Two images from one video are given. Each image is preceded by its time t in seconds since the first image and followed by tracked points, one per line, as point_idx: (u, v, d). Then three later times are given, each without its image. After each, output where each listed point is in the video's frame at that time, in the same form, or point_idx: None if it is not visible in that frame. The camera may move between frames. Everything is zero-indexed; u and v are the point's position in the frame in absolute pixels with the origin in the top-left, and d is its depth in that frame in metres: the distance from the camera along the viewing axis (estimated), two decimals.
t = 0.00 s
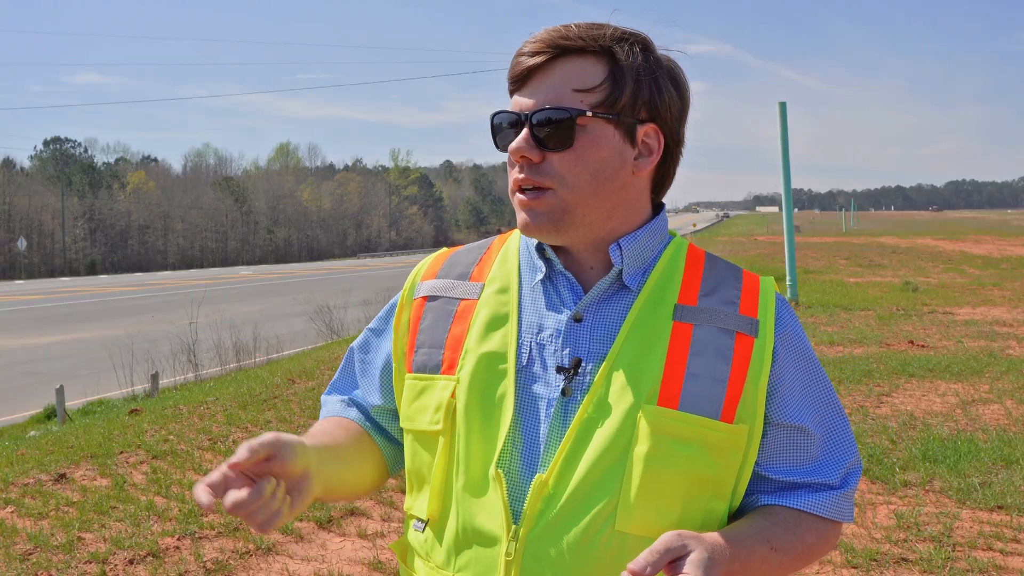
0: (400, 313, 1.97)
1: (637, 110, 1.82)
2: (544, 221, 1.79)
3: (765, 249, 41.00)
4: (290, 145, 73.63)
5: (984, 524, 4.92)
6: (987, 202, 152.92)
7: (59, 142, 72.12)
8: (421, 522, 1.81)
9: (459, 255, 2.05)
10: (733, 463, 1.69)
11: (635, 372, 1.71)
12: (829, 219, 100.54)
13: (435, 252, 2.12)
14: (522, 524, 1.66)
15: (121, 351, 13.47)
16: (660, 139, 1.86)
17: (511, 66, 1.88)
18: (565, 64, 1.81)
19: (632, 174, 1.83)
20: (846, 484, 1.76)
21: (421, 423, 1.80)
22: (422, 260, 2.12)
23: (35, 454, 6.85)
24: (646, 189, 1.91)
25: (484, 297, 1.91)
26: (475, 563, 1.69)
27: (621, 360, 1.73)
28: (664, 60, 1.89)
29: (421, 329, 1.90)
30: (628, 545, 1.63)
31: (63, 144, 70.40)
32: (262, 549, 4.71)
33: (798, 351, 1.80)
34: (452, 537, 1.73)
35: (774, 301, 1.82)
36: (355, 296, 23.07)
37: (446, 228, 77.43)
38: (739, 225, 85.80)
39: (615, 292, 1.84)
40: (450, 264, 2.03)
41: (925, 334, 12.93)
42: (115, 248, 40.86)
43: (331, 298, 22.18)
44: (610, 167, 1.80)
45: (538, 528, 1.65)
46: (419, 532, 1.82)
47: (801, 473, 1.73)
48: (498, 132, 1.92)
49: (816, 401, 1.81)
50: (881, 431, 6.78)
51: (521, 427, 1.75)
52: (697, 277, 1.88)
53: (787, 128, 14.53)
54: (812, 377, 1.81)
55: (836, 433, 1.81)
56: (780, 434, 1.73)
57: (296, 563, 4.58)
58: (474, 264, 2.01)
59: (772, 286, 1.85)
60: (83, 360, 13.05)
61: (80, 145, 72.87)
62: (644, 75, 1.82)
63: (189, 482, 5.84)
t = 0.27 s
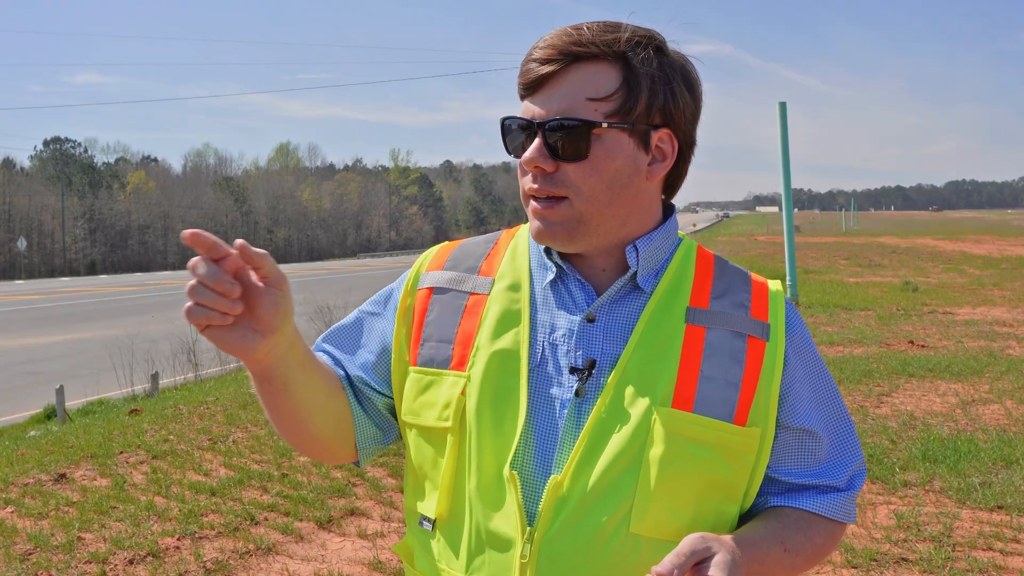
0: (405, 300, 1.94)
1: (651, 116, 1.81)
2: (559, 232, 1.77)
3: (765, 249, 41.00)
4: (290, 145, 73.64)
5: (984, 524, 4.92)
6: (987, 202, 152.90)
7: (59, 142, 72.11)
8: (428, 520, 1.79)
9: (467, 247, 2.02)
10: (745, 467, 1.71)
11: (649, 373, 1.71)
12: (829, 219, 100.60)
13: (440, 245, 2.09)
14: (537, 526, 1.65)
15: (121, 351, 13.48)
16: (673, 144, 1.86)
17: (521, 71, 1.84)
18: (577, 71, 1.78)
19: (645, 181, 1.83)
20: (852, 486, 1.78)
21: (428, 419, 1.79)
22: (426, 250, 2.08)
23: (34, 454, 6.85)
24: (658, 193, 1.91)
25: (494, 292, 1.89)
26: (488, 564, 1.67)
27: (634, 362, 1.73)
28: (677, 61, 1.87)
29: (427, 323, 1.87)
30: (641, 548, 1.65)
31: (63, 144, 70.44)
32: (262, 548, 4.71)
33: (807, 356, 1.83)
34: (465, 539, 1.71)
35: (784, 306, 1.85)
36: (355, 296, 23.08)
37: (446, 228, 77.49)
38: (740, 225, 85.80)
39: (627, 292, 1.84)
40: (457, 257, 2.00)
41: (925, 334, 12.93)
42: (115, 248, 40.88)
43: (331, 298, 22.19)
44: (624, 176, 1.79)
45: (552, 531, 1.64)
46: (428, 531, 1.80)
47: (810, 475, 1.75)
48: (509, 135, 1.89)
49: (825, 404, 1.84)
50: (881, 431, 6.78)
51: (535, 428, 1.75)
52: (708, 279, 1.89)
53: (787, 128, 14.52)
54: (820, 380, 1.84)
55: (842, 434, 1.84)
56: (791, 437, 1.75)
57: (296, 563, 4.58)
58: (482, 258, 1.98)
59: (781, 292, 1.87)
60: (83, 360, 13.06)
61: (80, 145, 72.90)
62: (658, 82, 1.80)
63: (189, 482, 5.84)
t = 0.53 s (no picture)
0: (418, 310, 1.95)
1: (672, 119, 1.81)
2: (583, 241, 1.76)
3: (765, 249, 41.02)
4: (290, 145, 73.66)
5: (984, 524, 4.92)
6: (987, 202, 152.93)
7: (59, 142, 72.08)
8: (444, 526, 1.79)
9: (478, 251, 2.03)
10: (759, 472, 1.68)
11: (662, 379, 1.70)
12: (829, 219, 100.67)
13: (449, 249, 2.10)
14: (548, 531, 1.64)
15: (121, 351, 13.49)
16: (691, 147, 1.87)
17: (540, 77, 1.82)
18: (598, 76, 1.76)
19: (665, 185, 1.83)
20: (866, 489, 1.76)
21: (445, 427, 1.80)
22: (438, 255, 2.09)
23: (34, 454, 6.85)
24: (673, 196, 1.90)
25: (506, 298, 1.89)
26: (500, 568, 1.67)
27: (647, 368, 1.71)
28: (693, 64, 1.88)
29: (440, 330, 1.88)
30: (653, 553, 1.62)
31: (63, 144, 70.46)
32: (261, 548, 4.71)
33: (821, 359, 1.81)
34: (477, 544, 1.71)
35: (798, 308, 1.82)
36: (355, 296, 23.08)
37: (446, 228, 77.53)
38: (739, 225, 85.81)
39: (641, 296, 1.82)
40: (469, 262, 2.00)
41: (925, 334, 12.93)
42: (115, 248, 40.91)
43: (331, 298, 22.20)
44: (648, 181, 1.78)
45: (563, 537, 1.63)
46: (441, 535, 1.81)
47: (823, 479, 1.73)
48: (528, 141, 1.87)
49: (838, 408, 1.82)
50: (880, 431, 6.78)
51: (548, 434, 1.74)
52: (721, 282, 1.87)
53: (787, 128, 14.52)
54: (834, 384, 1.81)
55: (855, 437, 1.81)
56: (804, 442, 1.73)
57: (296, 563, 4.58)
58: (493, 262, 1.99)
59: (795, 295, 1.85)
60: (83, 360, 13.06)
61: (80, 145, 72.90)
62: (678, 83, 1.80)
63: (189, 482, 5.84)
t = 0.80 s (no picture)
0: (429, 314, 1.97)
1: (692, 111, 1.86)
2: (631, 227, 1.74)
3: (765, 249, 41.01)
4: (290, 145, 73.67)
5: (984, 524, 4.92)
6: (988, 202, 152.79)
7: (60, 141, 72.08)
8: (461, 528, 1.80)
9: (486, 255, 2.04)
10: (772, 470, 1.67)
11: (672, 378, 1.69)
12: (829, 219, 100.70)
13: (459, 251, 2.12)
14: (563, 532, 1.64)
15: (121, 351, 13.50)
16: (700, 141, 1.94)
17: (569, 69, 1.80)
18: (630, 67, 1.78)
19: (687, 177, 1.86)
20: (880, 484, 1.75)
21: (458, 429, 1.81)
22: (447, 259, 2.11)
23: (34, 454, 6.86)
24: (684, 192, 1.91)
25: (516, 299, 1.90)
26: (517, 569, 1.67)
27: (658, 367, 1.71)
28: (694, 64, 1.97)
29: (450, 334, 1.89)
30: (669, 554, 1.61)
31: (63, 144, 70.52)
32: (261, 548, 4.71)
33: (832, 354, 1.79)
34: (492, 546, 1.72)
35: (808, 303, 1.81)
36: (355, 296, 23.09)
37: (446, 228, 77.53)
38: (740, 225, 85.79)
39: (651, 295, 1.82)
40: (478, 264, 2.02)
41: (925, 334, 12.92)
42: (115, 248, 40.94)
43: (331, 298, 22.21)
44: (680, 169, 1.81)
45: (578, 538, 1.63)
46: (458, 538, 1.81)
47: (837, 474, 1.73)
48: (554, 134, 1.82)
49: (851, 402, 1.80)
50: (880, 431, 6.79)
51: (560, 433, 1.74)
52: (730, 279, 1.86)
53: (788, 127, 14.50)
54: (844, 378, 1.80)
55: (868, 431, 1.80)
56: (816, 438, 1.73)
57: (296, 563, 4.58)
58: (502, 264, 2.00)
59: (804, 288, 1.83)
60: (83, 360, 13.08)
61: (80, 145, 72.92)
62: (696, 78, 1.87)
63: (189, 482, 5.84)
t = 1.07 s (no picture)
0: (434, 316, 1.96)
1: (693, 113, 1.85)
2: (630, 230, 1.75)
3: (765, 249, 41.00)
4: (290, 145, 73.66)
5: (984, 524, 4.92)
6: (988, 202, 152.84)
7: (60, 142, 72.05)
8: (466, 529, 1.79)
9: (490, 257, 2.04)
10: (777, 467, 1.67)
11: (680, 377, 1.69)
12: (829, 220, 100.74)
13: (463, 253, 2.12)
14: (571, 532, 1.64)
15: (122, 351, 13.50)
16: (704, 141, 1.94)
17: (571, 69, 1.80)
18: (632, 68, 1.78)
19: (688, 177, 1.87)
20: (885, 482, 1.75)
21: (464, 430, 1.80)
22: (452, 259, 2.11)
23: (34, 454, 6.85)
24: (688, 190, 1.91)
25: (521, 300, 1.90)
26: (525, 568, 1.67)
27: (665, 366, 1.71)
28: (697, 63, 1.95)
29: (456, 335, 1.89)
30: (677, 551, 1.61)
31: (63, 144, 70.53)
32: (262, 548, 4.71)
33: (836, 353, 1.79)
34: (499, 544, 1.72)
35: (813, 303, 1.81)
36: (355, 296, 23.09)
37: (446, 228, 77.51)
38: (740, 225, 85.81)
39: (657, 295, 1.82)
40: (483, 265, 2.02)
41: (925, 334, 12.93)
42: (115, 248, 40.94)
43: (331, 298, 22.20)
44: (681, 170, 1.81)
45: (587, 537, 1.62)
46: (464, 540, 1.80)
47: (842, 472, 1.73)
48: (556, 134, 1.83)
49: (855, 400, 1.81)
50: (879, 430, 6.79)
51: (566, 432, 1.74)
52: (736, 278, 1.86)
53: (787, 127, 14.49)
54: (850, 376, 1.80)
55: (874, 428, 1.80)
56: (821, 435, 1.73)
57: (296, 563, 4.58)
58: (507, 265, 2.00)
59: (809, 286, 1.83)
60: (83, 360, 13.08)
61: (80, 145, 72.92)
62: (700, 79, 1.86)
63: (189, 482, 5.84)
